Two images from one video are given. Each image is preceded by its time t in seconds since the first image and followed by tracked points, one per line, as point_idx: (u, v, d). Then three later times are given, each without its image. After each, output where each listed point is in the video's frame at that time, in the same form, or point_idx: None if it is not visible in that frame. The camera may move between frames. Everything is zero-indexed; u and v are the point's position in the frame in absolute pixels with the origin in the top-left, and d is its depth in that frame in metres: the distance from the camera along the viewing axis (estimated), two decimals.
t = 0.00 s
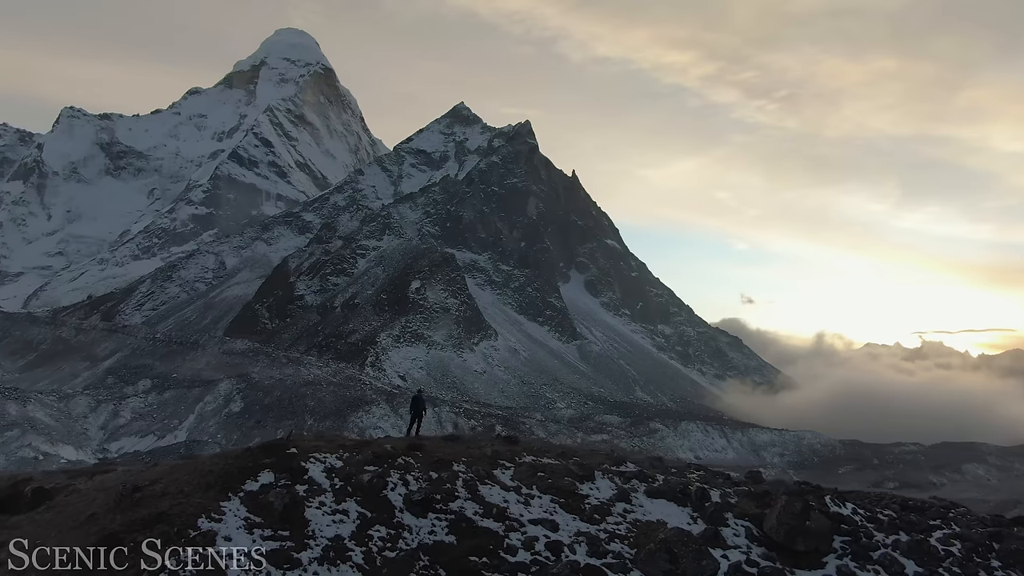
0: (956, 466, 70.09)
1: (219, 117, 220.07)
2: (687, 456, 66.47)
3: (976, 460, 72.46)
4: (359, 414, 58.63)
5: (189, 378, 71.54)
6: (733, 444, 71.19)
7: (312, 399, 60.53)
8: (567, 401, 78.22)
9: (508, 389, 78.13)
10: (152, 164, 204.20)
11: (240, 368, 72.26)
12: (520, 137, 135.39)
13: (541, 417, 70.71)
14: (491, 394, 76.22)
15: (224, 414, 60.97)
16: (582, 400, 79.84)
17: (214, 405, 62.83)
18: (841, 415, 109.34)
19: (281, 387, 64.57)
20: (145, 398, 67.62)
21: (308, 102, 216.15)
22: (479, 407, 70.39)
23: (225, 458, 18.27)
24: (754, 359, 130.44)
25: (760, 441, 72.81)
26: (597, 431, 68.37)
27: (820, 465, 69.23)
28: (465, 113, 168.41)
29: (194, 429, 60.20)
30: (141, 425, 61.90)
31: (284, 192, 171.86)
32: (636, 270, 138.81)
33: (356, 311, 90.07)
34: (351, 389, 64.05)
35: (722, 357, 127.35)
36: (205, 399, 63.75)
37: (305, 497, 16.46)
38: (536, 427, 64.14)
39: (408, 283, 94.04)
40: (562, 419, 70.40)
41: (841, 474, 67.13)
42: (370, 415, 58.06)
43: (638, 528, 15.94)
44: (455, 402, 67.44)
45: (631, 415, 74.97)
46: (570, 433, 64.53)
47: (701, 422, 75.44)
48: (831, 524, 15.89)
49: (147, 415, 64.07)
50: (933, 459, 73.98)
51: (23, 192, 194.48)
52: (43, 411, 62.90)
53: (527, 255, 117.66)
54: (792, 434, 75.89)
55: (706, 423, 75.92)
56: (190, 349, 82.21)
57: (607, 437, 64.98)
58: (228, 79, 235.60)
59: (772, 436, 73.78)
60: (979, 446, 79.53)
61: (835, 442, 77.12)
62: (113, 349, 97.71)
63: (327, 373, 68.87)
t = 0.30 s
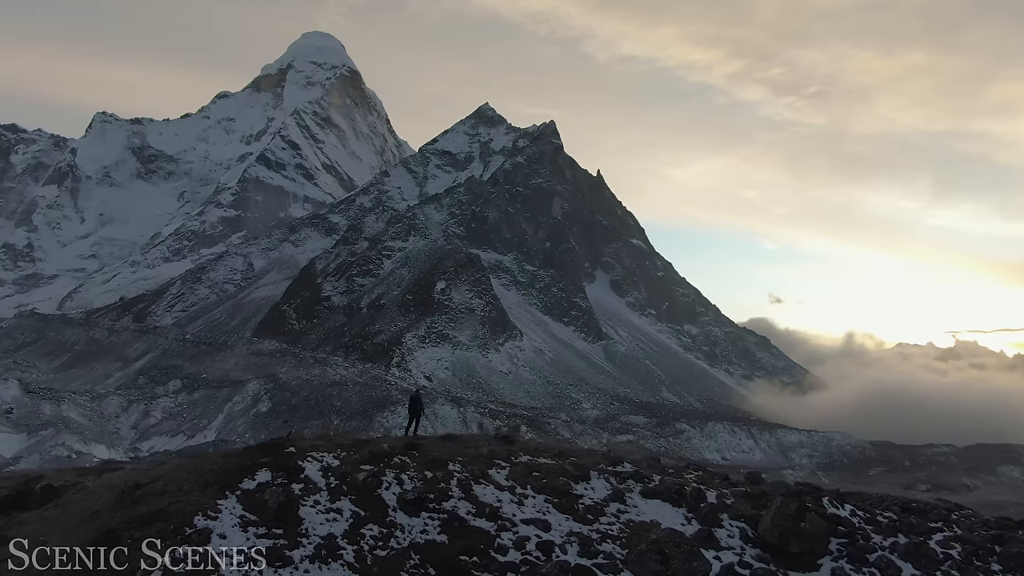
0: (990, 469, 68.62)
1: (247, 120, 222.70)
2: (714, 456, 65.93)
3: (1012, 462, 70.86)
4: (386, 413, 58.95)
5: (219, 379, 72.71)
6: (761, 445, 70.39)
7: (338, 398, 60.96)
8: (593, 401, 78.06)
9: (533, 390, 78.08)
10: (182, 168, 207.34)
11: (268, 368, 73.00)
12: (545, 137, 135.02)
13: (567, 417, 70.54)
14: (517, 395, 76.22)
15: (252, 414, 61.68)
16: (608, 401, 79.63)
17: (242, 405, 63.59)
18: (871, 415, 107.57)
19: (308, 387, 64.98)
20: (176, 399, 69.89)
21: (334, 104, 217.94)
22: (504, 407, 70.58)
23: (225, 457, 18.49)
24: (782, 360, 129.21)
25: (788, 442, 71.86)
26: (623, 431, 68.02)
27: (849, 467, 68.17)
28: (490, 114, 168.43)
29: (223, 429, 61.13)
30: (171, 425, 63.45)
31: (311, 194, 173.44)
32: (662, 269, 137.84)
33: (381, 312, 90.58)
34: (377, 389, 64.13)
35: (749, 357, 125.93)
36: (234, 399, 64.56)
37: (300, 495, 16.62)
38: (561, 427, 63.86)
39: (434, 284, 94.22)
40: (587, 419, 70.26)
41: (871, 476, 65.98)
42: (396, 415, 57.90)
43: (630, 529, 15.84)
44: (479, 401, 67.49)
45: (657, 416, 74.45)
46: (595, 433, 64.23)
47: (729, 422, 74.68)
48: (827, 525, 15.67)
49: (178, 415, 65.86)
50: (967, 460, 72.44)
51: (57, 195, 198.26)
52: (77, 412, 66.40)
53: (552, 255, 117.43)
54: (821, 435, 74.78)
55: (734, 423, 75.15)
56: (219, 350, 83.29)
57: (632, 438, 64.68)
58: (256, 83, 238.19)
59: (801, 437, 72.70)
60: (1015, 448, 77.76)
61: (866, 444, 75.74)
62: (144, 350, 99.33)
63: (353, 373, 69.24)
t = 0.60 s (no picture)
0: None
1: (275, 124, 225.09)
2: (741, 457, 65.32)
3: None
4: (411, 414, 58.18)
5: (247, 379, 73.76)
6: (789, 445, 69.55)
7: (364, 398, 60.84)
8: (620, 401, 77.76)
9: (559, 390, 77.95)
10: (211, 171, 210.20)
11: (295, 368, 73.69)
12: (570, 137, 134.38)
13: (593, 417, 70.27)
14: (543, 395, 76.10)
15: (280, 414, 62.26)
16: (635, 401, 79.27)
17: (270, 405, 64.23)
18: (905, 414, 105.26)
19: (335, 387, 65.23)
20: (206, 399, 71.07)
21: (360, 107, 219.41)
22: (530, 407, 70.64)
23: (225, 456, 18.69)
24: (812, 359, 127.20)
25: (817, 443, 70.81)
26: (649, 432, 67.51)
27: (879, 469, 66.78)
28: (514, 114, 168.18)
29: (251, 428, 61.75)
30: (201, 425, 64.54)
31: (338, 196, 174.81)
32: (689, 269, 136.56)
33: (407, 313, 90.98)
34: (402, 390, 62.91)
35: (778, 357, 124.20)
36: (262, 400, 65.27)
37: (296, 494, 16.76)
38: (587, 427, 63.40)
39: (459, 285, 94.22)
40: (613, 419, 70.14)
41: (903, 478, 64.46)
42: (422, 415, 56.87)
43: (623, 529, 15.75)
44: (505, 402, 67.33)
45: (684, 416, 73.87)
46: (621, 434, 63.82)
47: (756, 423, 73.94)
48: (822, 527, 15.44)
49: (209, 415, 66.99)
50: (1002, 463, 70.51)
51: (91, 200, 201.87)
52: (111, 412, 68.36)
53: (577, 255, 117.17)
54: (852, 436, 73.33)
55: (762, 423, 74.38)
56: (247, 350, 84.29)
57: (658, 438, 64.23)
58: (283, 86, 240.57)
59: (830, 438, 71.58)
60: None
61: (897, 445, 74.02)
62: (175, 351, 100.76)
63: (379, 374, 69.26)
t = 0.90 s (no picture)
0: None
1: (302, 126, 227.14)
2: (769, 458, 64.68)
3: None
4: (437, 413, 57.38)
5: (275, 380, 74.67)
6: (818, 446, 68.57)
7: (390, 398, 60.48)
8: (646, 401, 77.36)
9: (585, 390, 77.74)
10: (240, 174, 212.81)
11: (322, 368, 74.30)
12: (595, 136, 133.56)
13: (619, 418, 69.88)
14: (568, 396, 75.86)
15: (307, 414, 62.74)
16: (662, 401, 78.80)
17: (298, 406, 64.83)
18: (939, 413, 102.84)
19: (362, 387, 65.33)
20: (235, 399, 72.07)
21: (386, 109, 220.62)
22: (555, 408, 70.62)
23: (225, 456, 18.90)
24: (842, 359, 124.95)
25: (847, 445, 69.76)
26: (675, 432, 66.89)
27: (910, 471, 65.26)
28: (539, 114, 167.78)
29: (279, 428, 62.37)
30: (230, 425, 65.40)
31: (365, 198, 175.97)
32: (716, 268, 135.05)
33: (433, 313, 91.11)
34: (427, 389, 61.92)
35: (807, 357, 122.22)
36: (290, 400, 65.88)
37: (292, 493, 16.93)
38: (613, 428, 62.81)
39: (484, 285, 94.08)
40: (639, 420, 69.79)
41: (935, 479, 62.87)
42: (448, 415, 56.33)
43: (615, 530, 15.66)
44: (531, 402, 67.27)
45: (711, 416, 73.19)
46: (647, 435, 62.83)
47: (785, 423, 73.02)
48: (818, 528, 15.20)
49: (238, 415, 67.87)
50: None
51: (123, 203, 205.43)
52: (142, 412, 69.70)
53: (603, 255, 116.67)
54: (882, 437, 71.82)
55: (789, 423, 73.38)
56: (276, 351, 85.23)
57: (685, 439, 63.06)
58: (310, 90, 242.71)
59: (860, 439, 70.29)
60: None
61: (930, 446, 72.25)
62: (204, 352, 102.19)
63: (405, 374, 69.17)
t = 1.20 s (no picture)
0: None
1: (329, 128, 228.83)
2: (798, 459, 63.61)
3: None
4: (462, 413, 56.91)
5: (303, 380, 75.48)
6: (848, 447, 67.10)
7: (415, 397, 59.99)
8: (673, 401, 76.78)
9: (611, 390, 77.28)
10: (268, 176, 215.10)
11: (348, 368, 74.76)
12: (620, 135, 132.44)
13: (644, 418, 69.25)
14: (594, 396, 75.42)
15: (334, 414, 63.05)
16: (689, 401, 78.17)
17: (324, 406, 65.27)
18: (974, 412, 100.18)
19: (388, 388, 65.33)
20: (263, 399, 72.88)
21: (411, 110, 221.54)
22: (581, 408, 70.39)
23: (227, 455, 19.11)
24: (873, 359, 122.31)
25: (878, 445, 68.12)
26: (702, 433, 65.99)
27: (944, 472, 63.36)
28: (564, 114, 167.04)
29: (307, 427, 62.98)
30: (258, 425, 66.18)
31: (390, 199, 176.76)
32: (743, 266, 133.30)
33: (458, 313, 90.98)
34: (453, 389, 61.61)
35: (838, 356, 119.84)
36: (317, 400, 66.39)
37: (289, 492, 17.08)
38: (639, 428, 61.95)
39: (509, 285, 93.74)
40: (665, 420, 69.15)
41: (970, 481, 61.01)
42: (473, 415, 55.75)
43: (607, 531, 15.59)
44: (556, 402, 67.06)
45: (739, 416, 72.14)
46: (674, 435, 61.58)
47: (814, 423, 71.54)
48: (812, 530, 15.01)
49: (266, 414, 68.69)
50: None
51: (154, 206, 208.70)
52: (173, 412, 70.88)
53: (628, 254, 115.84)
54: (914, 437, 70.00)
55: (818, 423, 71.94)
56: (303, 351, 86.01)
57: (712, 440, 61.94)
58: (336, 92, 244.42)
59: (892, 439, 68.68)
60: None
61: (965, 447, 70.15)
62: (233, 352, 103.52)
63: (431, 374, 69.06)
